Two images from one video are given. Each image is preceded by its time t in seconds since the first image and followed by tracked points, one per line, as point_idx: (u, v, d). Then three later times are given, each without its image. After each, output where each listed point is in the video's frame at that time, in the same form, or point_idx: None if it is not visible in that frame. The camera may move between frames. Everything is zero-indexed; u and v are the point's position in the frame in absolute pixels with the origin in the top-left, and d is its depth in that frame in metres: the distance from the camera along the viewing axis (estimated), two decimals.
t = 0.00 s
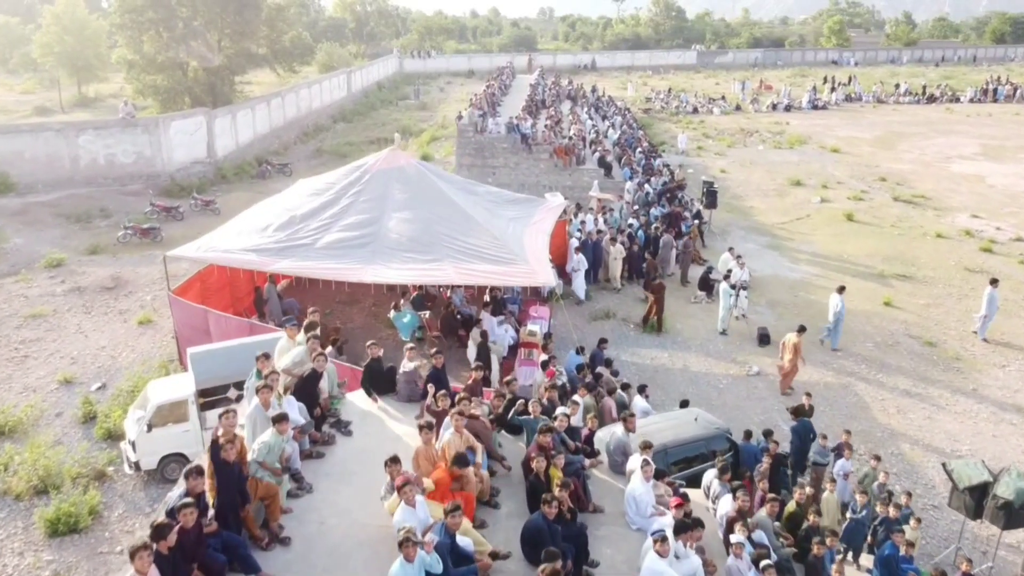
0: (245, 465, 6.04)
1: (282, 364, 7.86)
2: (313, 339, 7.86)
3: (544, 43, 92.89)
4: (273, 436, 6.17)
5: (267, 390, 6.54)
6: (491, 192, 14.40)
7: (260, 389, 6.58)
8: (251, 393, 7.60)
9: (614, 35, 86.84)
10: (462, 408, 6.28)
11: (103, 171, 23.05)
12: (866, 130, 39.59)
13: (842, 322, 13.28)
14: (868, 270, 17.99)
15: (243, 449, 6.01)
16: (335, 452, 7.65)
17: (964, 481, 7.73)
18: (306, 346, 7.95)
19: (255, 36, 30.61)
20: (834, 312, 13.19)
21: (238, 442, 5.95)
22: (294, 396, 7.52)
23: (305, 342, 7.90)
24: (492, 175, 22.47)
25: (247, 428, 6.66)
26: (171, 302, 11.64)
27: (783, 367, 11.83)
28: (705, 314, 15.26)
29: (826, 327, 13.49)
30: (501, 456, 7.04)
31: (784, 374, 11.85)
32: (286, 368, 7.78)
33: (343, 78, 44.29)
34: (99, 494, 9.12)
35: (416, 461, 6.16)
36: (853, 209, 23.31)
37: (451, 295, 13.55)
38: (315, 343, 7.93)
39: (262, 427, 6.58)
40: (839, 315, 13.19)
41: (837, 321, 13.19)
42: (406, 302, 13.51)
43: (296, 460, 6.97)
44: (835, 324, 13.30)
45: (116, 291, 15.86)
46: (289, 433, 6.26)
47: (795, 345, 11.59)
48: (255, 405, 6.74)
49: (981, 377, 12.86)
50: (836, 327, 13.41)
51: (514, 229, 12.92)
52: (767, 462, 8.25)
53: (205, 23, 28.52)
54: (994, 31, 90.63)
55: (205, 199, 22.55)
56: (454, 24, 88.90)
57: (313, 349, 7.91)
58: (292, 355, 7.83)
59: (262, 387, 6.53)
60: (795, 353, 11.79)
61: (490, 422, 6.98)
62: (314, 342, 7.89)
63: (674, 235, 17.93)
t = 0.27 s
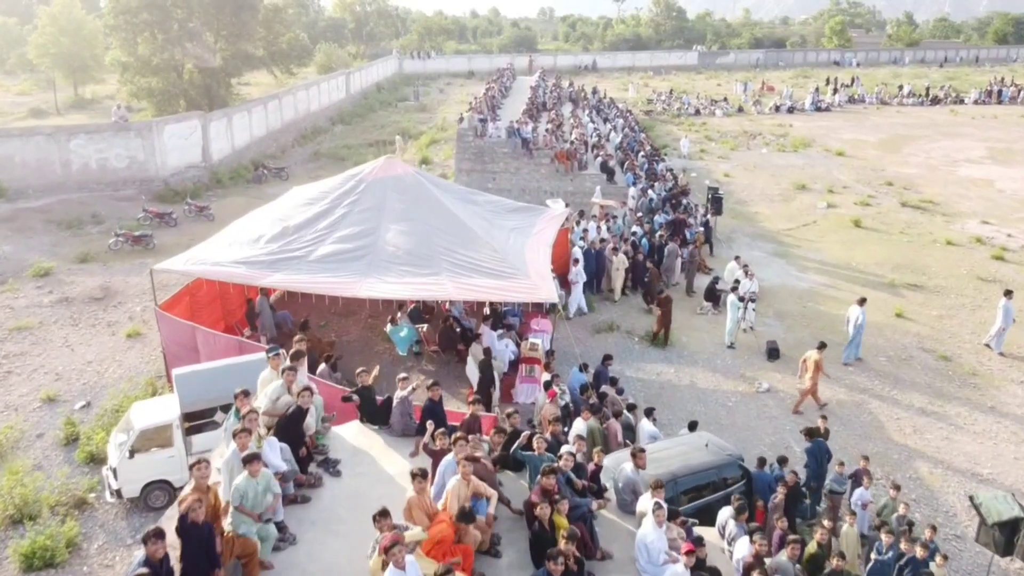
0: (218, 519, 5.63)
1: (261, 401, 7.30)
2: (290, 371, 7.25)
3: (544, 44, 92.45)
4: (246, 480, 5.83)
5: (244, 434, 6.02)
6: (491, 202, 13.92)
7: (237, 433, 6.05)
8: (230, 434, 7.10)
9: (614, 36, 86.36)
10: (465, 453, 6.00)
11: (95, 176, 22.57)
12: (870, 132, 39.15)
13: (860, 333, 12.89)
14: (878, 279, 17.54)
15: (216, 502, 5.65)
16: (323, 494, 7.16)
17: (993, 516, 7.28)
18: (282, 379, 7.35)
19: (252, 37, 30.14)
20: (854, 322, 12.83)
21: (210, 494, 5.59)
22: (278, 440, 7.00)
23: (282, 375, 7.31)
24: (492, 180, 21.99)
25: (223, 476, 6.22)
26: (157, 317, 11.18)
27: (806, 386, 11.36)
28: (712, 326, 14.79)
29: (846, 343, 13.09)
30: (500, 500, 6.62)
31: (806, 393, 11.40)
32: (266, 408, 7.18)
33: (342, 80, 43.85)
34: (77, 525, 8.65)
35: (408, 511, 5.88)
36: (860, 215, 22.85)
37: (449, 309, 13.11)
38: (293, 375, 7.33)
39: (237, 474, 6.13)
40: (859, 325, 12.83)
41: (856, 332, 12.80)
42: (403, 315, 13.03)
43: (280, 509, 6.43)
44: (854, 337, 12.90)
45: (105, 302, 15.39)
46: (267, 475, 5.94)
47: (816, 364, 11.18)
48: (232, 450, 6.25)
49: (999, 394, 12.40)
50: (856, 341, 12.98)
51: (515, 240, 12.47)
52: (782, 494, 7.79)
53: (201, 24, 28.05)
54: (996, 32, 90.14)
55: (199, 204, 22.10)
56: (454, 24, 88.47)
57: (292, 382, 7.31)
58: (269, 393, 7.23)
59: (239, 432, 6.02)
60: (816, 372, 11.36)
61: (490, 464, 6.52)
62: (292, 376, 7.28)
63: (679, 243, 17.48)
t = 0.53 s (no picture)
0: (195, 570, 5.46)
1: (242, 433, 6.89)
2: (268, 400, 6.79)
3: (544, 44, 92.12)
4: (227, 519, 5.52)
5: (224, 474, 5.70)
6: (491, 209, 13.58)
7: (216, 473, 5.72)
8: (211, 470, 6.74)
9: (615, 36, 86.00)
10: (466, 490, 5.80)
11: (89, 179, 22.20)
12: (873, 134, 38.83)
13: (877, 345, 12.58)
14: (886, 286, 17.20)
15: (192, 550, 5.48)
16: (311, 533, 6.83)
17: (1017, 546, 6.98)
18: (262, 408, 6.91)
19: (250, 38, 29.78)
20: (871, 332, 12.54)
21: (183, 546, 5.43)
22: (264, 476, 6.66)
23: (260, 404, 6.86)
24: (493, 184, 21.30)
25: (202, 517, 5.84)
26: (146, 329, 10.85)
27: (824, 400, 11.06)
28: (717, 336, 14.44)
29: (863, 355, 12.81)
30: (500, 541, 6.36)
31: (823, 407, 11.12)
32: (248, 443, 6.80)
33: (341, 81, 43.55)
34: (61, 550, 8.33)
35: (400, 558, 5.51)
36: (866, 220, 22.51)
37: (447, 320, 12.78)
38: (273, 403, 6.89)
39: (218, 514, 5.78)
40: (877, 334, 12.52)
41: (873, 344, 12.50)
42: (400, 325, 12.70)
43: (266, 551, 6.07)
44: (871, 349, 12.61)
45: (97, 311, 15.04)
46: (250, 511, 5.62)
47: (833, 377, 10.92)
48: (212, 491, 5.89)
49: (1014, 408, 12.06)
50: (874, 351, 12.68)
51: (515, 249, 12.12)
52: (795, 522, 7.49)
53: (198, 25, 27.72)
54: (999, 32, 89.72)
55: (195, 209, 21.77)
56: (454, 24, 88.15)
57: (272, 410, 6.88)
58: (248, 425, 6.82)
59: (218, 473, 5.67)
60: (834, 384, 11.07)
61: (491, 502, 6.28)
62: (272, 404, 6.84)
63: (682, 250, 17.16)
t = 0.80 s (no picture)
0: None
1: (222, 475, 6.72)
2: (248, 437, 6.70)
3: (544, 45, 91.74)
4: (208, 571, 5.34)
5: (200, 525, 5.52)
6: (490, 218, 13.24)
7: (193, 524, 5.53)
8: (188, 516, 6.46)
9: (615, 36, 85.51)
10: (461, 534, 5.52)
11: (83, 185, 21.84)
12: (877, 137, 38.50)
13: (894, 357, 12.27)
14: (894, 295, 16.86)
15: None
16: None
17: None
18: (241, 447, 6.76)
19: (247, 40, 29.42)
20: (888, 345, 12.23)
21: None
22: (244, 521, 6.43)
23: (241, 441, 6.75)
24: (493, 189, 21.36)
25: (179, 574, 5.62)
26: (135, 345, 10.52)
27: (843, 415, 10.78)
28: (723, 348, 14.10)
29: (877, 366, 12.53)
30: None
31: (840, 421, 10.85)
32: (228, 483, 6.61)
33: (340, 83, 43.23)
34: None
35: None
36: (872, 225, 22.17)
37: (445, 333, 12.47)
38: (254, 439, 6.77)
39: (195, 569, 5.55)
40: (894, 348, 12.20)
41: (890, 356, 12.21)
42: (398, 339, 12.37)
43: None
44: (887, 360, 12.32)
45: (87, 322, 14.68)
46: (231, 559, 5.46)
47: (852, 391, 10.58)
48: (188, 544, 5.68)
49: None
50: (889, 365, 12.38)
51: (516, 261, 11.79)
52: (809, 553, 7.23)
53: (194, 27, 27.38)
54: (1001, 33, 89.36)
55: (190, 214, 21.42)
56: (454, 25, 87.76)
57: (252, 447, 6.74)
58: (228, 464, 6.66)
59: (195, 523, 5.51)
60: (851, 399, 10.76)
61: (491, 544, 6.04)
62: (251, 440, 6.72)
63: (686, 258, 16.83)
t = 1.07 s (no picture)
0: None
1: (203, 525, 6.49)
2: (228, 484, 6.45)
3: (544, 46, 91.36)
4: None
5: None
6: (490, 229, 12.90)
7: None
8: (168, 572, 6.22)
9: (616, 36, 85.05)
10: None
11: (77, 191, 21.48)
12: (880, 140, 38.17)
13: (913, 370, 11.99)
14: (903, 306, 16.50)
15: None
16: None
17: None
18: (222, 494, 6.53)
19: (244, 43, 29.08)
20: (906, 359, 11.93)
21: None
22: None
23: (220, 488, 6.50)
24: (493, 196, 20.83)
25: None
26: (124, 362, 10.22)
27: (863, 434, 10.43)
28: (728, 362, 13.76)
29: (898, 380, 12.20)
30: None
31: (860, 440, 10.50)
32: (209, 534, 6.38)
33: (340, 85, 42.90)
34: None
35: None
36: (878, 232, 21.82)
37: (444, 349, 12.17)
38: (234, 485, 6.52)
39: None
40: (912, 362, 11.91)
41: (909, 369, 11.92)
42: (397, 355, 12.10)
43: None
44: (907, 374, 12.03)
45: (78, 335, 14.34)
46: None
47: (869, 410, 10.28)
48: None
49: None
50: (909, 379, 12.10)
51: (517, 274, 11.45)
52: None
53: (190, 30, 27.04)
54: (1002, 34, 89.01)
55: (185, 221, 21.09)
56: (454, 25, 87.38)
57: (232, 494, 6.50)
58: (208, 514, 6.43)
59: None
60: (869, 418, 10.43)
61: None
62: (231, 487, 6.48)
63: (690, 268, 16.51)
